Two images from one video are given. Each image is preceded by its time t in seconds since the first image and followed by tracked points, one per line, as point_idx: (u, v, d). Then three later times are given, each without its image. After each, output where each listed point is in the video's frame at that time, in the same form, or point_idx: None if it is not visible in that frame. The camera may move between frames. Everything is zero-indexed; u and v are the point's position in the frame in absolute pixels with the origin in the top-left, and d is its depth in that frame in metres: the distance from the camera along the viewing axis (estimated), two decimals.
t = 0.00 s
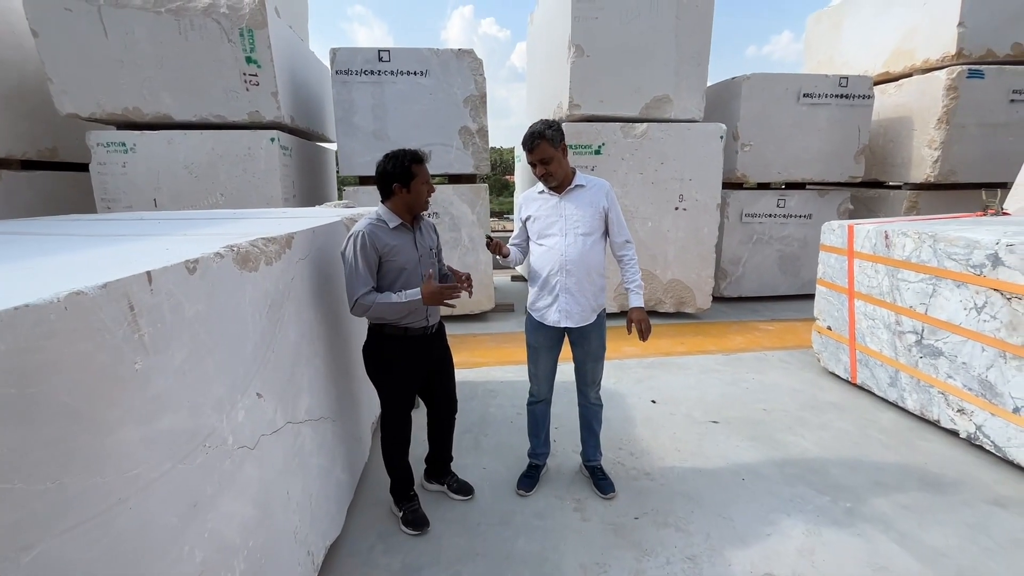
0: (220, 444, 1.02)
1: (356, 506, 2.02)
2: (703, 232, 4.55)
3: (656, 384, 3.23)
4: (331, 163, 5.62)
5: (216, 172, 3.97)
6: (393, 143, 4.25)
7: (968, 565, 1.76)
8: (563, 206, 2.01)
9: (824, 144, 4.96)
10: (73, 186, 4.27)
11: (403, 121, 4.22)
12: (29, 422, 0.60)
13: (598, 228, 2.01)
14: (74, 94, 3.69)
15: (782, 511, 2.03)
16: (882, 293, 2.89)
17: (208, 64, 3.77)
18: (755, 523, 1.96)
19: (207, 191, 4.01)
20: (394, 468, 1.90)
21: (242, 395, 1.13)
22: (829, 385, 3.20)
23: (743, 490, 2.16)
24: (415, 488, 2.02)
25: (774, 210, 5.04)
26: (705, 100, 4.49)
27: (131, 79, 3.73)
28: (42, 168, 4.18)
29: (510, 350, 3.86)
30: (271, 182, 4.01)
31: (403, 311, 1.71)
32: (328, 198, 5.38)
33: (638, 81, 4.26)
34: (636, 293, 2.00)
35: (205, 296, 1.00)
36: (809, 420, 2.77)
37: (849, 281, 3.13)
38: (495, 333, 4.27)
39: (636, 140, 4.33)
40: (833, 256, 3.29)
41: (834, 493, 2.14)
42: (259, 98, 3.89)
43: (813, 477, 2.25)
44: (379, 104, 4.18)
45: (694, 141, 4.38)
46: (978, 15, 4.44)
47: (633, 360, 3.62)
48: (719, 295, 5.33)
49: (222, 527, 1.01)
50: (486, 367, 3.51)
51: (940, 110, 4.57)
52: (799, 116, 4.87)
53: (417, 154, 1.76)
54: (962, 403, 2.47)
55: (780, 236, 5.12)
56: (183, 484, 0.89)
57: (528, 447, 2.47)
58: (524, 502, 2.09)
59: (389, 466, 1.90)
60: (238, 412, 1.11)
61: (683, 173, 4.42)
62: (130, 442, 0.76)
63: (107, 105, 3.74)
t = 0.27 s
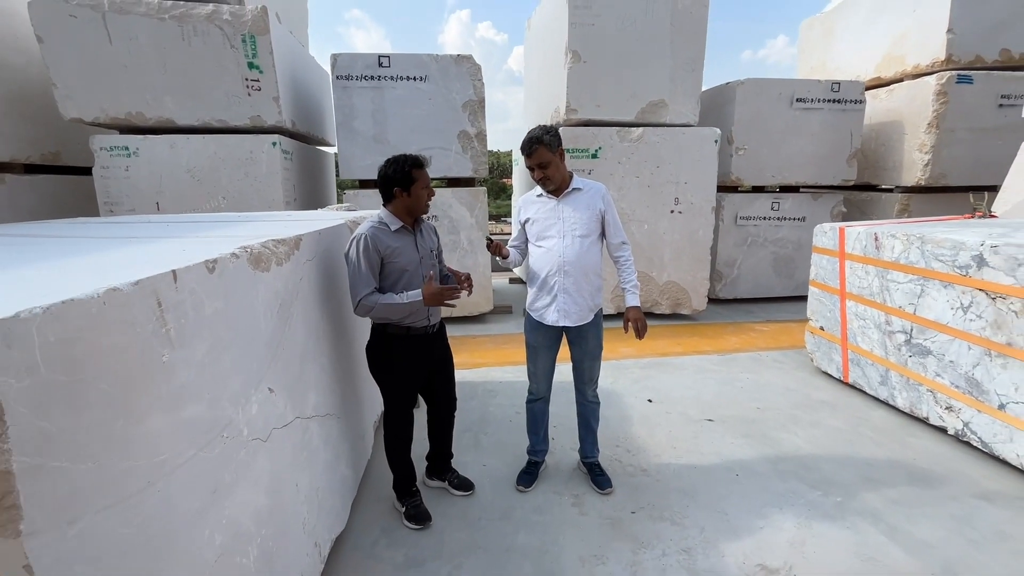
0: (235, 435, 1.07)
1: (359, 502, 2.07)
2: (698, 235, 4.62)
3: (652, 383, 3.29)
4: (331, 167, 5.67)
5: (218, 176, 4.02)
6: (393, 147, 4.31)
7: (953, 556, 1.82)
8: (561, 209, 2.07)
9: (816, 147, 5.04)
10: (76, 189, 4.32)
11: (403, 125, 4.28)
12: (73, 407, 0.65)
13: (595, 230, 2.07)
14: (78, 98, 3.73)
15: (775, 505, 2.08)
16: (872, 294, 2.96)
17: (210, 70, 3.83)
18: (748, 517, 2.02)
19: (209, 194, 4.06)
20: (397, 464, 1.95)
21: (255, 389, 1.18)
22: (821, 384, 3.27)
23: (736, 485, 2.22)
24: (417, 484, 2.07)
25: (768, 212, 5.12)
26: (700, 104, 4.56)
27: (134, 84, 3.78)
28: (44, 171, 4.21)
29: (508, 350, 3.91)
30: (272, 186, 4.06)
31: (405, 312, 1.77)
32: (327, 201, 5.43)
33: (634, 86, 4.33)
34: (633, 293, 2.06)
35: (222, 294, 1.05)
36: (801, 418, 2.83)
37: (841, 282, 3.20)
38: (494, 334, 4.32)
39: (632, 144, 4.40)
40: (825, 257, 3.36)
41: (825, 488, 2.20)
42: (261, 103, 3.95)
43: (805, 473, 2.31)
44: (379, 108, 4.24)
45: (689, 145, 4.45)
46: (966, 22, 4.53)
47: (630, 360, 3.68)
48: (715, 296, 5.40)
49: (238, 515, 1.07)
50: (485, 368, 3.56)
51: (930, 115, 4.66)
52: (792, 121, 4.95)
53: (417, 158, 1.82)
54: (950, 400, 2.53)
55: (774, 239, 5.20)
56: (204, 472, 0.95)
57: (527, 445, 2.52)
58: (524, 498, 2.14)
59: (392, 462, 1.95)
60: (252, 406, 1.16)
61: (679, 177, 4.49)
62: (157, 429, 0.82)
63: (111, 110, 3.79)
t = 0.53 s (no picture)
0: (247, 431, 1.11)
1: (362, 501, 2.11)
2: (695, 237, 4.68)
3: (649, 384, 3.33)
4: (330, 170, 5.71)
5: (219, 180, 4.06)
6: (392, 150, 4.36)
7: (942, 549, 1.87)
8: (559, 212, 2.12)
9: (810, 151, 5.11)
10: (77, 193, 4.35)
11: (402, 129, 4.33)
12: (104, 399, 0.70)
13: (593, 233, 2.12)
14: (80, 103, 3.77)
15: (769, 502, 2.13)
16: (865, 295, 3.01)
17: (212, 75, 3.87)
18: (743, 513, 2.06)
19: (210, 198, 4.09)
20: (399, 462, 1.99)
21: (265, 387, 1.22)
22: (816, 383, 3.32)
23: (732, 482, 2.26)
24: (419, 482, 2.11)
25: (763, 215, 5.18)
26: (695, 109, 4.62)
27: (136, 88, 3.82)
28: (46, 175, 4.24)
29: (507, 352, 3.95)
30: (273, 189, 4.10)
31: (411, 311, 1.83)
32: (327, 205, 5.47)
33: (630, 91, 4.39)
34: (630, 294, 2.11)
35: (234, 294, 1.09)
36: (796, 417, 2.88)
37: (834, 283, 3.25)
38: (493, 336, 4.37)
39: (629, 148, 4.46)
40: (818, 259, 3.42)
41: (818, 484, 2.25)
42: (262, 107, 3.99)
43: (799, 470, 2.36)
44: (379, 113, 4.28)
45: (685, 149, 4.51)
46: (956, 28, 4.61)
47: (627, 361, 3.73)
48: (711, 298, 5.45)
49: (250, 508, 1.10)
50: (484, 369, 3.60)
51: (922, 119, 4.73)
52: (786, 125, 5.02)
53: (418, 163, 1.86)
54: (940, 398, 2.59)
55: (769, 241, 5.26)
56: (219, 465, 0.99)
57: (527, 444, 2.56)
58: (523, 495, 2.18)
59: (394, 460, 1.99)
60: (262, 403, 1.21)
61: (675, 180, 4.55)
62: (177, 422, 0.86)
63: (113, 114, 3.83)
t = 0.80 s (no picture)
0: (252, 430, 1.13)
1: (363, 501, 2.12)
2: (692, 238, 4.71)
3: (648, 384, 3.35)
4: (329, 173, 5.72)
5: (219, 182, 4.08)
6: (391, 153, 4.38)
7: (937, 546, 1.89)
8: (558, 214, 2.15)
9: (807, 152, 5.14)
10: (76, 196, 4.36)
11: (401, 132, 4.35)
12: (117, 397, 0.72)
13: (591, 234, 2.14)
14: (80, 106, 3.78)
15: (767, 500, 2.15)
16: (860, 295, 3.04)
17: (212, 78, 3.89)
18: (741, 512, 2.08)
19: (210, 200, 4.11)
20: (400, 462, 2.01)
21: (269, 387, 1.24)
22: (813, 383, 3.34)
23: (729, 481, 2.28)
24: (420, 482, 2.13)
25: (760, 216, 5.21)
26: (692, 111, 4.66)
27: (136, 92, 3.84)
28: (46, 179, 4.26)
29: (506, 353, 3.97)
30: (273, 192, 4.11)
31: (419, 301, 1.84)
32: (326, 207, 5.48)
33: (628, 93, 4.42)
34: (628, 295, 2.13)
35: (239, 296, 1.11)
36: (793, 416, 2.90)
37: (830, 284, 3.28)
38: (492, 338, 4.38)
39: (626, 150, 4.49)
40: (814, 260, 3.44)
41: (815, 483, 2.27)
42: (261, 110, 4.01)
43: (796, 469, 2.38)
44: (378, 116, 4.30)
45: (682, 151, 4.54)
46: (950, 30, 4.66)
47: (625, 362, 3.75)
48: (709, 299, 5.48)
49: (255, 507, 1.12)
50: (483, 370, 3.62)
51: (917, 121, 4.77)
52: (782, 127, 5.06)
53: (421, 167, 1.89)
54: (935, 397, 2.62)
55: (767, 242, 5.29)
56: (226, 463, 1.01)
57: (526, 444, 2.58)
58: (524, 495, 2.20)
59: (395, 461, 2.01)
60: (266, 403, 1.22)
61: (672, 181, 4.58)
62: (185, 422, 0.87)
63: (113, 118, 3.84)
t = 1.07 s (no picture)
0: (251, 435, 1.12)
1: (362, 504, 2.11)
2: (691, 239, 4.70)
3: (648, 386, 3.34)
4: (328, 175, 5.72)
5: (217, 184, 4.07)
6: (390, 155, 4.37)
7: (939, 547, 1.89)
8: (558, 215, 2.15)
9: (805, 153, 5.15)
10: (74, 199, 4.34)
11: (400, 134, 4.35)
12: (116, 403, 0.71)
13: (591, 236, 2.14)
14: (77, 109, 3.77)
15: (768, 502, 2.15)
16: (860, 296, 3.04)
17: (210, 80, 3.88)
18: (742, 513, 2.08)
19: (208, 203, 4.10)
20: (400, 466, 2.00)
21: (269, 391, 1.23)
22: (813, 384, 3.34)
23: (730, 483, 2.28)
24: (420, 485, 2.12)
25: (759, 217, 5.21)
26: (691, 112, 4.66)
27: (134, 94, 3.83)
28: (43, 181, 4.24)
29: (506, 355, 3.96)
30: (271, 194, 4.10)
31: (424, 303, 1.85)
32: (325, 209, 5.47)
33: (627, 94, 4.42)
34: (629, 296, 2.12)
35: (239, 299, 1.10)
36: (793, 417, 2.90)
37: (830, 285, 3.28)
38: (492, 339, 4.37)
39: (625, 151, 4.49)
40: (814, 260, 3.44)
41: (816, 484, 2.27)
42: (260, 112, 4.00)
43: (797, 470, 2.38)
44: (377, 117, 4.30)
45: (681, 152, 4.54)
46: (948, 31, 4.67)
47: (625, 363, 3.74)
48: (708, 300, 5.48)
49: (255, 513, 1.11)
50: (483, 372, 3.61)
51: (914, 121, 4.78)
52: (781, 127, 5.06)
53: (425, 169, 1.89)
54: (936, 398, 2.61)
55: (765, 243, 5.30)
56: (225, 469, 1.00)
57: (526, 447, 2.57)
58: (524, 498, 2.19)
59: (396, 464, 2.00)
60: (266, 407, 1.21)
61: (671, 182, 4.58)
62: (185, 427, 0.87)
63: (110, 120, 3.83)
